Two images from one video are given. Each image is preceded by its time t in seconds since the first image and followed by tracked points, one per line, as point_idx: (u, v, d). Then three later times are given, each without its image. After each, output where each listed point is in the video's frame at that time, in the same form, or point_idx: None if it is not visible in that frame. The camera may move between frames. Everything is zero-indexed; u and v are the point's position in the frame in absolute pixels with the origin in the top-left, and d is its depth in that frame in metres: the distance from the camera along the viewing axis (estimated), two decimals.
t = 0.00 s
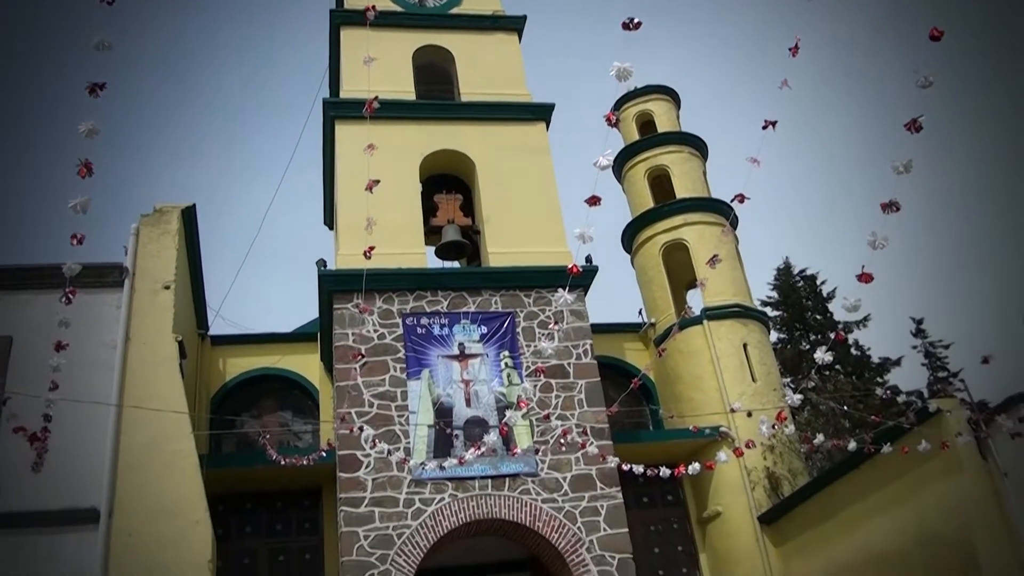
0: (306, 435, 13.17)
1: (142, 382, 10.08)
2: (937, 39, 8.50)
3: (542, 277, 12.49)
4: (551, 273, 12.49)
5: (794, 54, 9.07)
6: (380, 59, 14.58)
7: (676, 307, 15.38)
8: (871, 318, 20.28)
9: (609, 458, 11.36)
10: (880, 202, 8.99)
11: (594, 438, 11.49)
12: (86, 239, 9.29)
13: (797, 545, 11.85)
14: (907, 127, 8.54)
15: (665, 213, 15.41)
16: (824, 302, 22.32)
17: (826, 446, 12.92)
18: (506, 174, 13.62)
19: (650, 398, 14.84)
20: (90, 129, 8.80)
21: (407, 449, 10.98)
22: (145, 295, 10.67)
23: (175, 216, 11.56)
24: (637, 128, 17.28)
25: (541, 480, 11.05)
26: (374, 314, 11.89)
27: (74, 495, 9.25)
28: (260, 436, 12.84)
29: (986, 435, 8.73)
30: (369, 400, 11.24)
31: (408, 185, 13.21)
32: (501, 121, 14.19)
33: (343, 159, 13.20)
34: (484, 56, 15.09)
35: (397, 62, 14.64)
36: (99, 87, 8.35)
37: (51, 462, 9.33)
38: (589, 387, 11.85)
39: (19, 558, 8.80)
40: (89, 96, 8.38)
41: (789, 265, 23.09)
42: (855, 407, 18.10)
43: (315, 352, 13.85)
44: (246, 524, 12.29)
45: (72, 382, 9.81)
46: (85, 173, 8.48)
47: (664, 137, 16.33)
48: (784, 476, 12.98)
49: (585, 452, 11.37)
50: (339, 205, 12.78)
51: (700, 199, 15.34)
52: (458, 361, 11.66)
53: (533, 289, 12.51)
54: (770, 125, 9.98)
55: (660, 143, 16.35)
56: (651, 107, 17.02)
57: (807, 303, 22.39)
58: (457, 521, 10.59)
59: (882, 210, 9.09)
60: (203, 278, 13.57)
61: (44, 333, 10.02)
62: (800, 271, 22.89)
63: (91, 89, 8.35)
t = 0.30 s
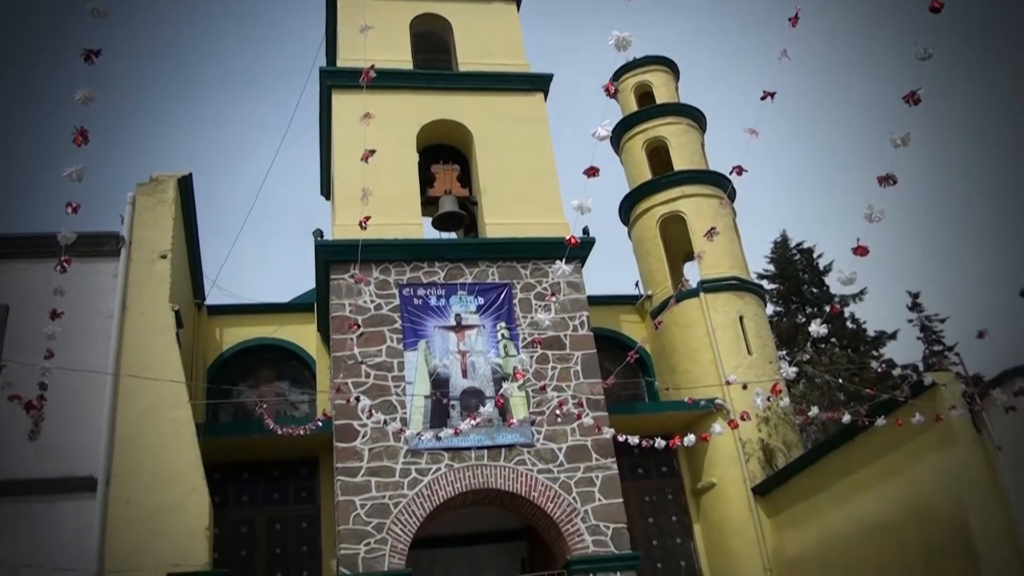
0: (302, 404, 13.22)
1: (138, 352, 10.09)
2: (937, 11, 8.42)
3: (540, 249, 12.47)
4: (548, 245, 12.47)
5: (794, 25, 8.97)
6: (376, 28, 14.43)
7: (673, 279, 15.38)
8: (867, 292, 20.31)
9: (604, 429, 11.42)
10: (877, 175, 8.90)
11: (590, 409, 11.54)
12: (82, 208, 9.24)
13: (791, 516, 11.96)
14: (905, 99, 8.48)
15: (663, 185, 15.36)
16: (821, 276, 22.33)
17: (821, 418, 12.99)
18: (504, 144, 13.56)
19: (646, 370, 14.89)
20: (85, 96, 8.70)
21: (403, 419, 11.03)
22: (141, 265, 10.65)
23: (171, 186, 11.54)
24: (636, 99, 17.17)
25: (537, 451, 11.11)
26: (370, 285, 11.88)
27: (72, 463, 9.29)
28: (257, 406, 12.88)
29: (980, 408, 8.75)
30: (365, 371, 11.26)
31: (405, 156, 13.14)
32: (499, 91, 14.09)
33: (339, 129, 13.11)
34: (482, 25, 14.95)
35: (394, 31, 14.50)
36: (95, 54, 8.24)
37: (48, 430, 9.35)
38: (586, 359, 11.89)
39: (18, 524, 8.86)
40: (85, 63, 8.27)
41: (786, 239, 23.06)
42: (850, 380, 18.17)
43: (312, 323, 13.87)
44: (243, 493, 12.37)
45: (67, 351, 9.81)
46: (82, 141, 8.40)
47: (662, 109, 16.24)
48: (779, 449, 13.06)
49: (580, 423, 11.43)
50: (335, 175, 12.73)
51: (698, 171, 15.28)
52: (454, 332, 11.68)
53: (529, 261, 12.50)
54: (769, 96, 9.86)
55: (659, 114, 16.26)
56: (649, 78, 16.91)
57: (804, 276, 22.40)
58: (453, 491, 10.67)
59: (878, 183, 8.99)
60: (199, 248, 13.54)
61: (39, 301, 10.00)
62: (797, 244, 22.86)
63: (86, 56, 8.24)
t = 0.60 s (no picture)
0: (299, 379, 13.25)
1: (135, 326, 10.09)
2: None
3: (537, 226, 12.45)
4: (546, 222, 12.44)
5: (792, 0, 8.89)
6: (373, 2, 14.30)
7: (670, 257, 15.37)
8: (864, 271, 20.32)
9: (600, 405, 11.46)
10: (874, 153, 8.86)
11: (586, 385, 11.58)
12: (77, 181, 9.20)
13: (785, 493, 12.04)
14: (903, 77, 8.44)
15: (661, 162, 15.31)
16: (818, 255, 22.33)
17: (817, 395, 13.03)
18: (502, 120, 13.49)
19: (642, 347, 14.92)
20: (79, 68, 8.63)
21: (400, 395, 11.07)
22: (138, 239, 10.62)
23: (168, 159, 11.45)
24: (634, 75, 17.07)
25: (533, 427, 11.16)
26: (367, 261, 11.86)
27: (68, 436, 9.33)
28: (254, 380, 12.92)
29: (976, 387, 8.81)
30: (362, 346, 11.28)
31: (402, 131, 13.08)
32: (497, 67, 14.00)
33: (336, 104, 13.03)
34: None
35: (391, 5, 14.37)
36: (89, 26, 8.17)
37: (44, 403, 9.39)
38: (582, 336, 11.91)
39: (15, 497, 8.91)
40: (79, 34, 8.20)
41: (783, 217, 23.03)
42: (846, 358, 18.23)
43: (309, 298, 13.87)
44: (239, 467, 12.43)
45: (64, 325, 9.81)
46: (77, 114, 8.35)
47: (660, 85, 16.16)
48: (774, 426, 13.12)
49: (576, 400, 11.47)
50: (332, 150, 12.67)
51: (697, 149, 15.23)
52: (452, 308, 11.68)
53: (526, 237, 12.48)
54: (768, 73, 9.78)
55: (657, 91, 16.18)
56: (649, 55, 16.80)
57: (801, 255, 22.39)
58: (449, 467, 10.72)
59: (875, 161, 8.94)
60: (195, 223, 13.50)
61: (35, 276, 10.00)
62: (795, 223, 22.83)
63: (81, 27, 8.17)
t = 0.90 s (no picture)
0: (296, 356, 13.27)
1: (132, 302, 10.08)
2: None
3: (535, 203, 12.41)
4: (543, 199, 12.41)
5: None
6: None
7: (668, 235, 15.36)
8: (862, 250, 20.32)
9: (597, 383, 11.50)
10: (873, 131, 8.82)
11: (583, 363, 11.61)
12: (73, 155, 9.16)
13: (780, 470, 12.12)
14: (903, 56, 8.39)
15: (660, 140, 15.25)
16: (816, 234, 22.32)
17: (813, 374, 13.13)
18: (500, 97, 13.42)
19: (639, 325, 14.93)
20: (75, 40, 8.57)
21: (397, 371, 11.09)
22: (136, 215, 10.59)
23: (165, 134, 11.39)
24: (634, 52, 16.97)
25: (530, 404, 11.20)
26: (365, 238, 11.84)
27: (65, 410, 9.34)
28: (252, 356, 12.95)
29: (972, 367, 8.82)
30: (360, 323, 11.29)
31: (400, 107, 13.01)
32: (496, 43, 13.90)
33: (334, 79, 12.95)
34: None
35: None
36: None
37: (41, 378, 9.40)
38: (580, 313, 11.92)
39: (13, 471, 8.94)
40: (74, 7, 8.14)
41: (782, 196, 22.98)
42: (843, 338, 18.26)
43: (307, 275, 13.87)
44: (237, 442, 12.47)
45: (60, 300, 9.79)
46: (72, 87, 8.31)
47: (660, 63, 16.07)
48: (770, 405, 13.18)
49: (573, 377, 11.50)
50: (329, 125, 12.62)
51: (696, 126, 15.18)
52: (449, 285, 11.68)
53: (524, 215, 12.45)
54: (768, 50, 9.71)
55: (657, 68, 16.09)
56: (649, 31, 16.69)
57: (799, 235, 22.38)
58: (446, 443, 10.77)
59: (873, 140, 8.90)
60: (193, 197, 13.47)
61: (32, 250, 9.96)
62: (793, 202, 22.78)
63: None
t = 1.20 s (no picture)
0: (294, 332, 13.29)
1: (129, 278, 10.08)
2: None
3: (533, 181, 12.38)
4: (541, 177, 12.37)
5: None
6: None
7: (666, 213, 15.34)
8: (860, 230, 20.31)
9: (593, 360, 11.53)
10: (873, 110, 8.79)
11: (580, 341, 11.64)
12: (69, 129, 9.12)
13: (776, 448, 12.18)
14: (904, 34, 8.35)
15: (659, 118, 15.19)
16: (814, 213, 22.30)
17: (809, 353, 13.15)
18: (499, 73, 13.34)
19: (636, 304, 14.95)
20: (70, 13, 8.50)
21: (394, 348, 11.11)
22: (133, 190, 10.55)
23: (162, 109, 11.34)
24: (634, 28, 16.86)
25: (526, 381, 11.23)
26: (362, 214, 11.81)
27: (63, 386, 9.36)
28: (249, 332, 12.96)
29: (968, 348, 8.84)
30: (357, 300, 11.29)
31: (398, 83, 12.94)
32: (495, 19, 13.80)
33: (331, 54, 12.86)
34: None
35: None
36: None
37: (40, 354, 9.41)
38: (577, 291, 11.93)
39: (11, 446, 8.96)
40: None
41: (780, 174, 22.90)
42: (839, 317, 18.28)
43: (304, 251, 13.86)
44: (234, 418, 12.51)
45: (58, 275, 9.77)
46: (68, 60, 8.26)
47: (659, 40, 15.98)
48: (766, 383, 13.22)
49: (570, 354, 11.53)
50: (326, 100, 12.55)
51: (695, 105, 15.12)
52: (447, 263, 11.68)
53: (522, 193, 12.42)
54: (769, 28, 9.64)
55: (657, 46, 16.00)
56: (649, 8, 16.58)
57: (797, 214, 22.36)
58: (443, 420, 10.81)
59: (873, 118, 8.85)
60: (191, 172, 13.42)
61: (28, 224, 9.92)
62: (792, 181, 22.72)
63: None
